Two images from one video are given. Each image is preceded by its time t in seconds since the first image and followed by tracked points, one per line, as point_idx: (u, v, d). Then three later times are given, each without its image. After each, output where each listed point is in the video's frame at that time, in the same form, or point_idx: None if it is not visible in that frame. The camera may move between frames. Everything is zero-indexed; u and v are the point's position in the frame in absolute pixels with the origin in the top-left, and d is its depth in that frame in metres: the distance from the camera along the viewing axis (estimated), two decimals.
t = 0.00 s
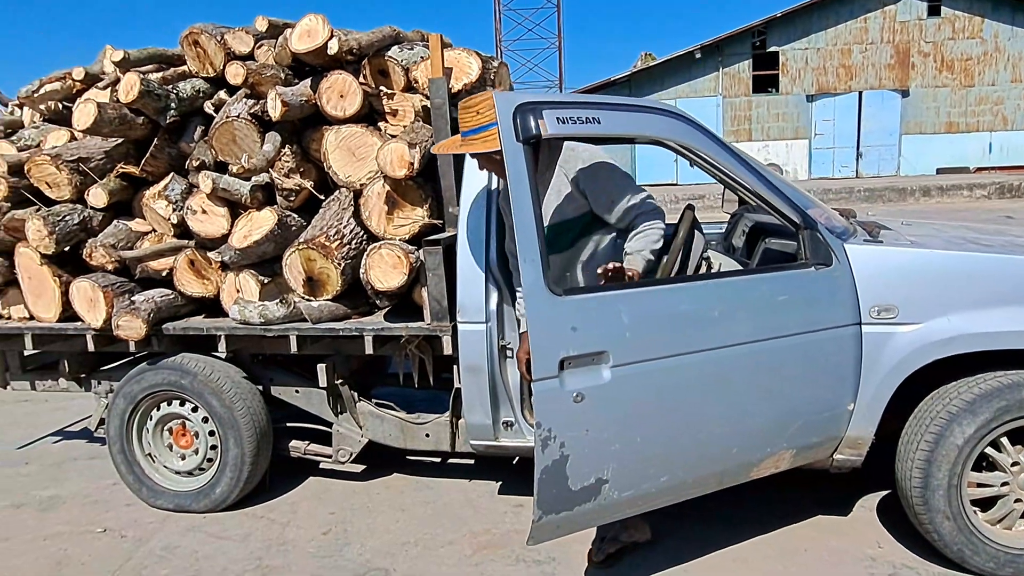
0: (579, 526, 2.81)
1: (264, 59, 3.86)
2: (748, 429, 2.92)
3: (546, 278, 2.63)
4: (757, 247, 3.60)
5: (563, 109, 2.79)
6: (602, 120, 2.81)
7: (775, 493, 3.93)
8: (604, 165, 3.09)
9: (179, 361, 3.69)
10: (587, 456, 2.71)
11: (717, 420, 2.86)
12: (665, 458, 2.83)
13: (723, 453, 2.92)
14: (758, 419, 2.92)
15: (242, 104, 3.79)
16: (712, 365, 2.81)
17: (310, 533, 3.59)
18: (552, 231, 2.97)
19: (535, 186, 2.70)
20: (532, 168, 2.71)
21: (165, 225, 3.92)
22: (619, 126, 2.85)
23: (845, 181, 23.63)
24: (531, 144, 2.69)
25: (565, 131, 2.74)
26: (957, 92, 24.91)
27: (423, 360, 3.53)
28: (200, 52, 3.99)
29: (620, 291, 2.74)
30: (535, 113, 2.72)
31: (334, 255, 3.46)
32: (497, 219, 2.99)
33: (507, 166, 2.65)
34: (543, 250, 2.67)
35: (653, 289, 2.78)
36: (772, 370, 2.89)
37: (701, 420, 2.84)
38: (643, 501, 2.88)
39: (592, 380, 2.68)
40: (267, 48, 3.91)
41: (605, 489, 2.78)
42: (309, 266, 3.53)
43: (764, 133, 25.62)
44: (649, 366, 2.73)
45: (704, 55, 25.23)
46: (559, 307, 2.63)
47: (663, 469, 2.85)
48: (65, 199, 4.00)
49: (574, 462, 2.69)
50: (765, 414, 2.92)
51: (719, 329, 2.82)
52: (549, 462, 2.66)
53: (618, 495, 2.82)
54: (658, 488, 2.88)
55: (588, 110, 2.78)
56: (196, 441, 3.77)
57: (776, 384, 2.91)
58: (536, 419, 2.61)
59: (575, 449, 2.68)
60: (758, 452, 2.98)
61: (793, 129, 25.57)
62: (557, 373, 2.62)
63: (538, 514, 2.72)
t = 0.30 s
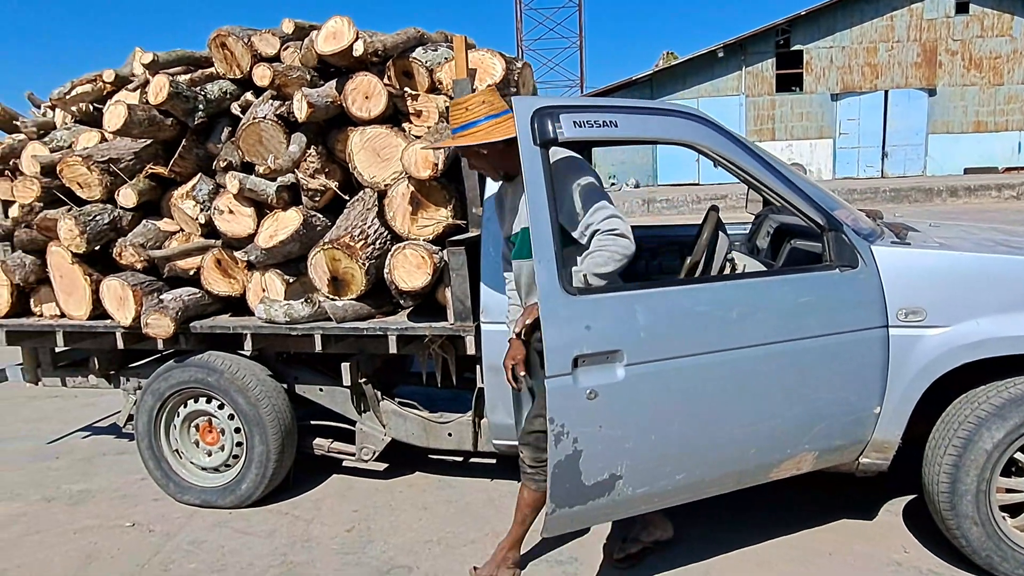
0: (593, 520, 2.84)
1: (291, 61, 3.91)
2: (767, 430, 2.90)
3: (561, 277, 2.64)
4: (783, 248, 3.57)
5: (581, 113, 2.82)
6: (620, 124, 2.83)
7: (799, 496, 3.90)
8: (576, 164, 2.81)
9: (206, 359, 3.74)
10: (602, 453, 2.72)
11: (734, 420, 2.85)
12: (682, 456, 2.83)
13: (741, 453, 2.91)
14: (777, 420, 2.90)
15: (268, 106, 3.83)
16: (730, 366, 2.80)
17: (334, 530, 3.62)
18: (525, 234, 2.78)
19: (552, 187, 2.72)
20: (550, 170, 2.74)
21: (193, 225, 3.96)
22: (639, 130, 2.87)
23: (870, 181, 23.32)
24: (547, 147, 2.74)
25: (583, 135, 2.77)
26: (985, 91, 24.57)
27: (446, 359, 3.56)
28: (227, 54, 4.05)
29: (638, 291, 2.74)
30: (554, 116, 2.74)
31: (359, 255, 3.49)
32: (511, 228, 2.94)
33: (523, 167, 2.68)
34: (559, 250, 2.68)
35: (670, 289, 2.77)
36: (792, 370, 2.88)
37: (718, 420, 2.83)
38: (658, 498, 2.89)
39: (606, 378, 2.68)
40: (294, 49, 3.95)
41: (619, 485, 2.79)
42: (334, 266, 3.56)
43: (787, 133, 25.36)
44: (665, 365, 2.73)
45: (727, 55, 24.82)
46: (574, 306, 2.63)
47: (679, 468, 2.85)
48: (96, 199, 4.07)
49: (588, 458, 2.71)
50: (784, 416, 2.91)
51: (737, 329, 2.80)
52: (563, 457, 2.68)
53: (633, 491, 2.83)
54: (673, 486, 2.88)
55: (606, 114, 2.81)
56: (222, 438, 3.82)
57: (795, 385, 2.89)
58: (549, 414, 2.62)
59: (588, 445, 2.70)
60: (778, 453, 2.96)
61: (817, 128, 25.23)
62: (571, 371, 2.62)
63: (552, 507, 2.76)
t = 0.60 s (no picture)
0: (606, 514, 2.86)
1: (312, 62, 3.93)
2: (783, 430, 2.89)
3: (574, 275, 2.65)
4: (805, 249, 3.55)
5: (598, 114, 2.84)
6: (636, 125, 2.84)
7: (819, 498, 3.88)
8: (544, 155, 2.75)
9: (228, 356, 3.78)
10: (615, 448, 2.74)
11: (751, 420, 2.85)
12: (697, 454, 2.83)
13: (757, 453, 2.90)
14: (794, 419, 2.89)
15: (290, 106, 3.87)
16: (746, 365, 2.80)
17: (353, 527, 3.65)
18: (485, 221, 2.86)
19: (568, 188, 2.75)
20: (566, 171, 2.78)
21: (216, 224, 4.01)
22: (656, 131, 2.87)
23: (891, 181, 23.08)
24: (564, 148, 2.77)
25: (599, 136, 2.79)
26: (1009, 90, 24.25)
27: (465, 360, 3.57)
28: (250, 55, 4.09)
29: (655, 290, 2.74)
30: (570, 119, 2.79)
31: (379, 255, 3.52)
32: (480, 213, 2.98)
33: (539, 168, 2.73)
34: (574, 250, 2.70)
35: (686, 288, 2.77)
36: (809, 371, 2.86)
37: (734, 419, 2.83)
38: (672, 494, 2.90)
39: (619, 375, 2.69)
40: (316, 50, 3.96)
41: (632, 481, 2.81)
42: (356, 266, 3.59)
43: (806, 132, 25.13)
44: (680, 364, 2.73)
45: (746, 52, 24.70)
46: (588, 304, 2.65)
47: (693, 465, 2.85)
48: (121, 199, 4.13)
49: (601, 454, 2.72)
50: (801, 415, 2.90)
51: (753, 328, 2.80)
52: (575, 452, 2.70)
53: (646, 487, 2.84)
54: (688, 483, 2.88)
55: (621, 115, 2.82)
56: (243, 435, 3.86)
57: (813, 387, 2.88)
58: (562, 409, 2.65)
59: (601, 442, 2.71)
60: (795, 454, 2.95)
61: (837, 127, 24.96)
62: (584, 367, 2.64)
63: (565, 501, 2.78)
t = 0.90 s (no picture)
0: (636, 514, 2.83)
1: (344, 61, 3.94)
2: (817, 430, 2.86)
3: (605, 274, 2.65)
4: (839, 249, 3.51)
5: (630, 112, 2.85)
6: (669, 124, 2.83)
7: (852, 500, 3.83)
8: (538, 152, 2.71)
9: (260, 353, 3.82)
10: (646, 447, 2.72)
11: (784, 420, 2.82)
12: (728, 455, 2.80)
13: (790, 454, 2.87)
14: (827, 421, 2.86)
15: (322, 105, 3.91)
16: (778, 366, 2.77)
17: (383, 523, 3.68)
18: (477, 218, 2.80)
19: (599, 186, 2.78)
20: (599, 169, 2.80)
21: (249, 222, 4.07)
22: (688, 130, 2.86)
23: (924, 180, 22.67)
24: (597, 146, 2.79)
25: (633, 134, 2.81)
26: None
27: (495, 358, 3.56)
28: (283, 55, 4.14)
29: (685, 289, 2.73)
30: (603, 117, 2.80)
31: (410, 253, 3.55)
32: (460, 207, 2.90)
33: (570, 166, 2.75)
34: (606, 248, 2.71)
35: (717, 287, 2.76)
36: (843, 371, 2.83)
37: (766, 419, 2.80)
38: (703, 495, 2.86)
39: (651, 374, 2.67)
40: (347, 50, 3.98)
41: (663, 480, 2.78)
42: (386, 264, 3.63)
43: (837, 130, 24.71)
44: (712, 363, 2.71)
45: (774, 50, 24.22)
46: (618, 301, 2.64)
47: (725, 465, 2.82)
48: (157, 197, 4.19)
49: (631, 452, 2.71)
50: (835, 416, 2.86)
51: (786, 327, 2.77)
52: (606, 450, 2.69)
53: (677, 487, 2.81)
54: (719, 483, 2.84)
55: (654, 113, 2.82)
56: (275, 430, 3.90)
57: (846, 387, 2.85)
58: (592, 406, 2.63)
59: (632, 440, 2.69)
60: (828, 455, 2.92)
61: (867, 125, 24.52)
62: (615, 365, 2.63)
63: (595, 499, 2.75)
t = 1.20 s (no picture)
0: (661, 499, 2.86)
1: (383, 61, 3.97)
2: (851, 426, 2.82)
3: (630, 266, 2.74)
4: (885, 247, 3.45)
5: (661, 114, 2.92)
6: (699, 124, 2.87)
7: (896, 502, 3.75)
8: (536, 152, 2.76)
9: (301, 349, 3.88)
10: (669, 434, 2.76)
11: (815, 415, 2.79)
12: (756, 446, 2.80)
13: (823, 449, 2.84)
14: (862, 418, 2.82)
15: (362, 105, 3.95)
16: (810, 361, 2.75)
17: (421, 519, 3.70)
18: (469, 213, 2.77)
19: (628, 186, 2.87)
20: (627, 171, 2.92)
21: (290, 220, 4.12)
22: (720, 130, 2.88)
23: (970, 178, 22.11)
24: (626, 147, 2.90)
25: (660, 135, 2.87)
26: None
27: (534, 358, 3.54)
28: (324, 56, 4.18)
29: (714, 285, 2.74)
30: (632, 118, 2.91)
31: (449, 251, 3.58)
32: (444, 203, 2.87)
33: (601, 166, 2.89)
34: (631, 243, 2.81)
35: (746, 281, 2.76)
36: (880, 369, 2.79)
37: (796, 413, 2.78)
38: (730, 486, 2.85)
39: (675, 365, 2.72)
40: (387, 50, 3.99)
41: (687, 467, 2.80)
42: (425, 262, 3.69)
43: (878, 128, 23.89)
44: (737, 356, 2.72)
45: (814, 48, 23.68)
46: (642, 293, 2.71)
47: (752, 456, 2.81)
48: (201, 196, 4.27)
49: (654, 438, 2.75)
50: (871, 414, 2.82)
51: (818, 322, 2.75)
52: (628, 434, 2.75)
53: (702, 475, 2.82)
54: (747, 474, 2.84)
55: (684, 114, 2.86)
56: (314, 426, 3.96)
57: (883, 386, 2.80)
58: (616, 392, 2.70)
59: (655, 426, 2.74)
60: (865, 452, 2.87)
61: (910, 122, 23.96)
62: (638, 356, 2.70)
63: (618, 482, 2.80)
